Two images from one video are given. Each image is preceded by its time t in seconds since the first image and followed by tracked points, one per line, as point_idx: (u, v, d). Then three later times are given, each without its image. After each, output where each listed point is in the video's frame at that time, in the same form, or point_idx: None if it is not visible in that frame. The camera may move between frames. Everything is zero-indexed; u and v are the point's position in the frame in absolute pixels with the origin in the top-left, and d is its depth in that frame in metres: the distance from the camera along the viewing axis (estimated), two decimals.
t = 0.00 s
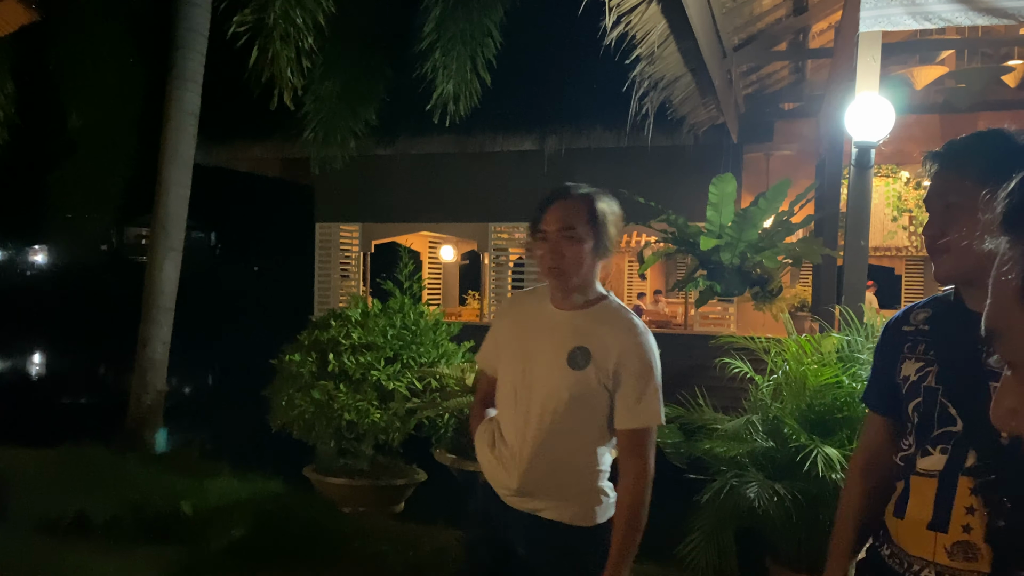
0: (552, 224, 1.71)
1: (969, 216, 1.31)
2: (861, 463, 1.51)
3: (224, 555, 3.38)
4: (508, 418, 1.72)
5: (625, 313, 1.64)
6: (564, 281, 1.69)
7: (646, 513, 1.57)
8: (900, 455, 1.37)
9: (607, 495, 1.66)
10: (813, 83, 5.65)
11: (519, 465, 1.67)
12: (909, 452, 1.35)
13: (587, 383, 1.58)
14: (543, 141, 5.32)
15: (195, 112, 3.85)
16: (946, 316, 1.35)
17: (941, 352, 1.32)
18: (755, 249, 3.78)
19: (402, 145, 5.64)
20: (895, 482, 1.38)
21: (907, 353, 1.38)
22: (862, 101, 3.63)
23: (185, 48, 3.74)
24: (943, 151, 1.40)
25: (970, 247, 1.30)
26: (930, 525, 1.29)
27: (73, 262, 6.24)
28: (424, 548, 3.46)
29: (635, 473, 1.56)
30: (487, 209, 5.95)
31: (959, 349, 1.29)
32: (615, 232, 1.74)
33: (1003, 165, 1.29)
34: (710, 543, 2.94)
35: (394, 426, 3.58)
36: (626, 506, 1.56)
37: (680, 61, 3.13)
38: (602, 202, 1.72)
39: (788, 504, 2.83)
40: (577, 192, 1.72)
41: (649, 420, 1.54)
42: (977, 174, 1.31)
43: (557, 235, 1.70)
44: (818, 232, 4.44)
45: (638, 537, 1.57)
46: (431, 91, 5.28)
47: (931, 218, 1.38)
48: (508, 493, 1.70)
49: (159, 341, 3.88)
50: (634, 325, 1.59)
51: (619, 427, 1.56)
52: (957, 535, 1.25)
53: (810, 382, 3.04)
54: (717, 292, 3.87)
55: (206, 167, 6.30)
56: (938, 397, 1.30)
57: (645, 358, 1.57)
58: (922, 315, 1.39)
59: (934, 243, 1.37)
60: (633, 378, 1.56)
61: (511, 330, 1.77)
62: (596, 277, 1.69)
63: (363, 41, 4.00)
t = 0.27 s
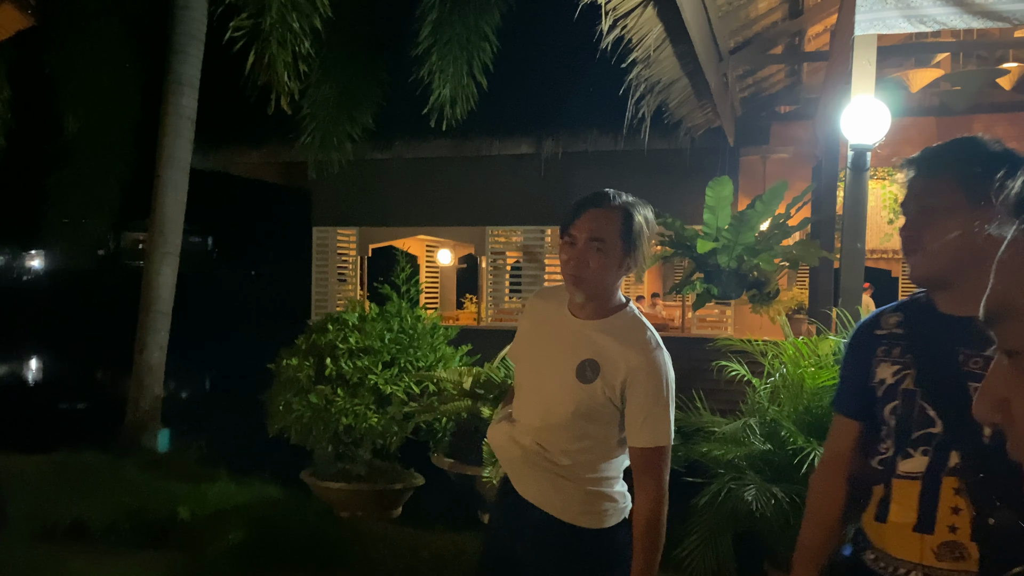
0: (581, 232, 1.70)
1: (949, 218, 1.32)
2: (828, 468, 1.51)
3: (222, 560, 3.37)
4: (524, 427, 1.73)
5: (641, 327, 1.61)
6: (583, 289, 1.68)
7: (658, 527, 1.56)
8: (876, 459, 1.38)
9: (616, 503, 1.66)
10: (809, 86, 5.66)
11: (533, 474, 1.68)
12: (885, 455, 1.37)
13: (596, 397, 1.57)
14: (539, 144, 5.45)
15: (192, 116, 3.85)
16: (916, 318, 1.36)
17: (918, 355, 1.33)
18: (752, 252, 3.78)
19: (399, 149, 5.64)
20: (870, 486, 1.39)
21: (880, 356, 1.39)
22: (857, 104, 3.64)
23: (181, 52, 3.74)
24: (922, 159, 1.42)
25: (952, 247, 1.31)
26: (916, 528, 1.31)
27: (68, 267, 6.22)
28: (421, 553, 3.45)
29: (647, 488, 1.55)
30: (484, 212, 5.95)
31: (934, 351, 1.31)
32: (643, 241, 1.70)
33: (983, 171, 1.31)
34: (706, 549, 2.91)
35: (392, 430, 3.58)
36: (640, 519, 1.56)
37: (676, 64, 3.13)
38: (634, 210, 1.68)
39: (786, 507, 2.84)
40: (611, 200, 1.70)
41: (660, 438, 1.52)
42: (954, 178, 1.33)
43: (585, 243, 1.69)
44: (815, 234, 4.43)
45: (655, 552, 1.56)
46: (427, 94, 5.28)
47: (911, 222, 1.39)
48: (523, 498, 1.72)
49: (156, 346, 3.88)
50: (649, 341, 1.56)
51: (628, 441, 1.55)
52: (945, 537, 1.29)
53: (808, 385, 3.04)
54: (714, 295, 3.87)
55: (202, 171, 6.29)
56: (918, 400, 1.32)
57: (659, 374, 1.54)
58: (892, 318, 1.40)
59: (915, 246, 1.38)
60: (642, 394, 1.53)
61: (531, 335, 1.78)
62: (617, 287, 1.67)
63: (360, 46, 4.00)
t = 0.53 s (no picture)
0: (578, 234, 1.70)
1: (913, 225, 1.31)
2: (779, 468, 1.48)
3: (220, 564, 3.36)
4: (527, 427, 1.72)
5: (640, 322, 1.63)
6: (583, 288, 1.67)
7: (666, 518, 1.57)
8: (830, 455, 1.36)
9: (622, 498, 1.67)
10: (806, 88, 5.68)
11: (537, 473, 1.67)
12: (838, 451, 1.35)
13: (603, 391, 1.58)
14: (537, 147, 5.28)
15: (190, 120, 3.85)
16: (866, 317, 1.35)
17: (869, 351, 1.32)
18: (749, 255, 3.76)
19: (397, 153, 5.65)
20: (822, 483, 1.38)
21: (833, 354, 1.37)
22: (853, 105, 3.65)
23: (179, 56, 3.74)
24: (884, 156, 1.38)
25: (918, 256, 1.29)
26: (872, 520, 1.30)
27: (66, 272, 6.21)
28: (420, 557, 3.44)
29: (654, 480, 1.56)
30: (483, 216, 5.95)
31: (885, 345, 1.30)
32: (638, 243, 1.72)
33: (948, 179, 1.29)
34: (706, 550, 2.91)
35: (389, 433, 3.56)
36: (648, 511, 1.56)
37: (673, 67, 3.14)
38: (629, 213, 1.71)
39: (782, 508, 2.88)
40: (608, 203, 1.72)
41: (665, 427, 1.54)
42: (922, 180, 1.31)
43: (581, 244, 1.68)
44: (813, 236, 4.43)
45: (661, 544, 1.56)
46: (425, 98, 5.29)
47: (871, 222, 1.36)
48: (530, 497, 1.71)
49: (154, 350, 3.87)
50: (649, 334, 1.59)
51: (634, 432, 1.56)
52: (900, 527, 1.28)
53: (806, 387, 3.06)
54: (712, 297, 3.84)
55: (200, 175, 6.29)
56: (870, 396, 1.30)
57: (660, 366, 1.57)
58: (843, 317, 1.38)
59: (875, 247, 1.35)
60: (647, 385, 1.55)
61: (527, 336, 1.78)
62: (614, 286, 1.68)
63: (358, 49, 4.00)
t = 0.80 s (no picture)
0: (559, 239, 1.70)
1: (857, 234, 1.28)
2: (732, 471, 1.46)
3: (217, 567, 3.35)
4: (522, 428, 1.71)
5: (620, 316, 1.67)
6: (564, 291, 1.69)
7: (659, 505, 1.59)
8: (780, 456, 1.33)
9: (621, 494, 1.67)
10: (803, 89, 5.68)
11: (536, 474, 1.66)
12: (788, 450, 1.32)
13: (597, 383, 1.60)
14: (535, 150, 5.29)
15: (186, 123, 3.84)
16: (808, 323, 1.33)
17: (810, 353, 1.30)
18: (747, 256, 3.75)
19: (395, 154, 5.65)
20: (773, 481, 1.34)
21: (778, 358, 1.35)
22: (850, 108, 3.66)
23: (176, 58, 3.73)
24: (829, 160, 1.35)
25: (862, 267, 1.27)
26: (816, 518, 1.25)
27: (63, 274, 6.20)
28: (417, 560, 3.43)
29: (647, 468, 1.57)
30: (480, 217, 5.96)
31: (822, 346, 1.28)
32: (608, 244, 1.76)
33: (890, 191, 1.28)
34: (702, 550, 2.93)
35: (387, 436, 3.56)
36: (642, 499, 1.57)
37: (670, 69, 3.14)
38: (600, 217, 1.73)
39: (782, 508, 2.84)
40: (572, 208, 1.72)
41: (654, 412, 1.57)
42: (858, 187, 1.29)
43: (563, 250, 1.69)
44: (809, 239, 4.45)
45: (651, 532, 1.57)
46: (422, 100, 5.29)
47: (814, 226, 1.32)
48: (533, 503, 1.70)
49: (151, 353, 3.86)
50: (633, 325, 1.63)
51: (627, 420, 1.59)
52: (846, 524, 1.23)
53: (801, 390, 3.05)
54: (709, 299, 3.85)
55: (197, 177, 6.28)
56: (813, 394, 1.27)
57: (646, 355, 1.61)
58: (787, 323, 1.37)
59: (816, 252, 1.31)
60: (638, 372, 1.59)
61: (510, 344, 1.78)
62: (593, 288, 1.71)
63: (355, 51, 3.99)
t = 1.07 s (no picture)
0: (518, 247, 1.82)
1: (808, 235, 1.41)
2: (703, 469, 1.59)
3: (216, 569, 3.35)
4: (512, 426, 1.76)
5: (602, 310, 1.70)
6: (542, 292, 1.78)
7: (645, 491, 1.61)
8: (755, 461, 1.42)
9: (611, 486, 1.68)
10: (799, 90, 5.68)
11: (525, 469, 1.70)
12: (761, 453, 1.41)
13: (578, 375, 1.64)
14: (532, 151, 5.34)
15: (183, 125, 3.84)
16: (768, 327, 1.45)
17: (776, 358, 1.40)
18: (744, 256, 3.72)
19: (391, 156, 5.65)
20: (749, 487, 1.42)
21: (743, 364, 1.47)
22: (846, 109, 3.66)
23: (172, 61, 3.73)
24: (778, 171, 1.51)
25: (815, 265, 1.39)
26: (799, 523, 1.34)
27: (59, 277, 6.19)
28: (416, 561, 3.44)
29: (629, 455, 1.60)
30: (478, 219, 5.97)
31: (785, 351, 1.39)
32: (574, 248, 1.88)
33: (835, 195, 1.43)
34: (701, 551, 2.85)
35: (385, 437, 3.57)
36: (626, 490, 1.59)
37: (667, 71, 3.14)
38: (557, 221, 1.86)
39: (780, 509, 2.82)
40: (531, 218, 1.85)
41: (633, 399, 1.60)
42: (806, 192, 1.43)
43: (525, 254, 1.80)
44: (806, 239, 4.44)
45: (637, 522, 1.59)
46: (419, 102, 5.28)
47: (767, 231, 1.47)
48: (525, 500, 1.72)
49: (149, 356, 3.86)
50: (613, 317, 1.67)
51: (608, 407, 1.62)
52: (826, 530, 1.31)
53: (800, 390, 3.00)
54: (706, 300, 3.80)
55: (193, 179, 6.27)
56: (781, 398, 1.38)
57: (626, 344, 1.64)
58: (748, 329, 1.50)
59: (771, 255, 1.45)
60: (616, 359, 1.62)
61: (506, 352, 1.85)
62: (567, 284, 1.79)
63: (351, 52, 3.98)
